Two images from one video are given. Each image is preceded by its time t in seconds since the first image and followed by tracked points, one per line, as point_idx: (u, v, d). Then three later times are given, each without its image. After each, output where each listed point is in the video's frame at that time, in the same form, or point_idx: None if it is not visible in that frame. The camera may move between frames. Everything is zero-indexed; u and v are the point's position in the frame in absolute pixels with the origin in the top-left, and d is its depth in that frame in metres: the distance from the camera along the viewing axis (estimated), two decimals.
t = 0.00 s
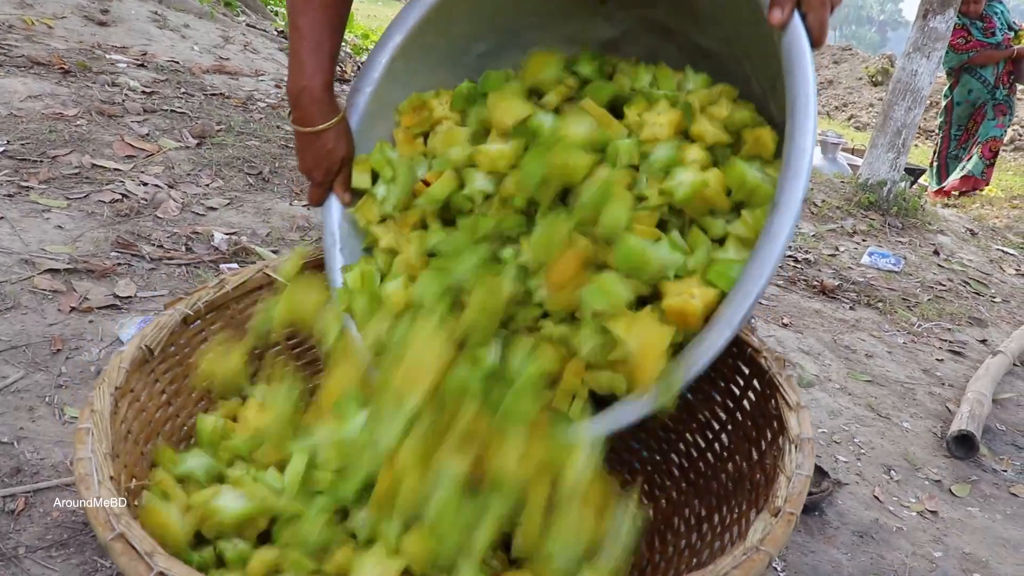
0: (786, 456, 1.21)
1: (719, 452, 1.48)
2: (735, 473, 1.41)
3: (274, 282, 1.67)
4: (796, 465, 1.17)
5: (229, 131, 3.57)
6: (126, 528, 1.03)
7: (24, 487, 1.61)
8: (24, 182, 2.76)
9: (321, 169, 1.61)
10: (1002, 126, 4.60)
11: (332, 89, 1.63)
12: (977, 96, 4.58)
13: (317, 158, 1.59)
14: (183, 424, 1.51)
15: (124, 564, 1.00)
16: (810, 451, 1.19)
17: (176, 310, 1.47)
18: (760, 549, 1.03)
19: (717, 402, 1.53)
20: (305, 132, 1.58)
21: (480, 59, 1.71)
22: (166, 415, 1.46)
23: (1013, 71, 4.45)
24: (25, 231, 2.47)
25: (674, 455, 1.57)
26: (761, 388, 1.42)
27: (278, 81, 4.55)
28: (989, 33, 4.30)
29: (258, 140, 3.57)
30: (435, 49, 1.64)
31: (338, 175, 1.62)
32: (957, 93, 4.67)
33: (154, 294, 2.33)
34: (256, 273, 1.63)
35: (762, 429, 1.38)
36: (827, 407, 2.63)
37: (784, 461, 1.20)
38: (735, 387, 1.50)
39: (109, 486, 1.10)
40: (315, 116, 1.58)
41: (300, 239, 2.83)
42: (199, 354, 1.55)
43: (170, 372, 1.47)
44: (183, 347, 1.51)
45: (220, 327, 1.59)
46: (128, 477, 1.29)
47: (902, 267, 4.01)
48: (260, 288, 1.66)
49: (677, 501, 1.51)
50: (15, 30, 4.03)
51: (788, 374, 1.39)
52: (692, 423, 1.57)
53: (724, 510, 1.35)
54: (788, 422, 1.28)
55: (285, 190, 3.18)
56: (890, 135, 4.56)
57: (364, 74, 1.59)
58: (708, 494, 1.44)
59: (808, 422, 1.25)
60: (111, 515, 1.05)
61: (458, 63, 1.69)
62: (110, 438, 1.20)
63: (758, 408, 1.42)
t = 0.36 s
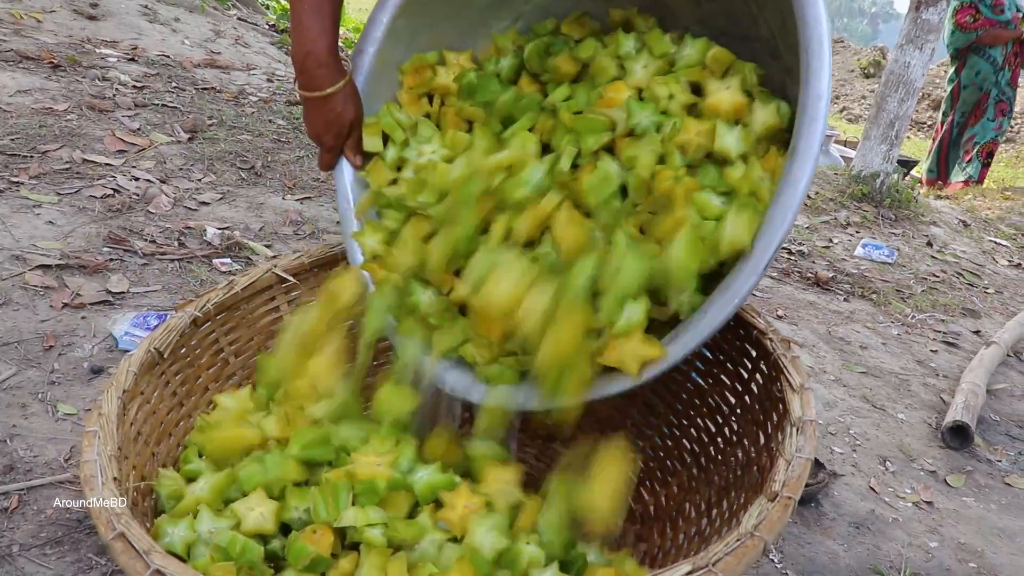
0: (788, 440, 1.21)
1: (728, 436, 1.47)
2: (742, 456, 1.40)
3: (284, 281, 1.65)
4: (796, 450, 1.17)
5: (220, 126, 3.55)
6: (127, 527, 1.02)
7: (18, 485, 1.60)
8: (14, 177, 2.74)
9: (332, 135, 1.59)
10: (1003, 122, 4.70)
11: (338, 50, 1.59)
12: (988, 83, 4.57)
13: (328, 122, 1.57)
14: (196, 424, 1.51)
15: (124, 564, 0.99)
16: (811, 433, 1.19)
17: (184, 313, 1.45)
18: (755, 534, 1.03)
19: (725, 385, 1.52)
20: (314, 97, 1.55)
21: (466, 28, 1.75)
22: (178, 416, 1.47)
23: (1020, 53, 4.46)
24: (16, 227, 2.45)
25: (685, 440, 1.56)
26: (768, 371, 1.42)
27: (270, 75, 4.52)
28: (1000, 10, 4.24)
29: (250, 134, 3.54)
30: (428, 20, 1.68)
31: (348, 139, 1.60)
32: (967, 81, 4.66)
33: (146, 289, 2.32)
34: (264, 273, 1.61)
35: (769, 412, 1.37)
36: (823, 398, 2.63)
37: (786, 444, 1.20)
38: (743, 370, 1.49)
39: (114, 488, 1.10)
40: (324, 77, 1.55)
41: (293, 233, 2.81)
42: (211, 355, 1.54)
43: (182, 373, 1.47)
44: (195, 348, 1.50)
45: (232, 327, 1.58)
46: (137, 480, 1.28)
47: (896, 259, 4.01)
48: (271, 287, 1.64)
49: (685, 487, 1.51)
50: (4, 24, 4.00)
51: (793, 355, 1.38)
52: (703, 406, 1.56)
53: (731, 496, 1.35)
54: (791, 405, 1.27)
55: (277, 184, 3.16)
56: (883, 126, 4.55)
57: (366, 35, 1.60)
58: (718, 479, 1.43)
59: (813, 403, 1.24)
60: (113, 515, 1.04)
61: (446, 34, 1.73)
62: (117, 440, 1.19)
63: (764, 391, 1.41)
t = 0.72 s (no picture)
0: (782, 417, 1.19)
1: (723, 415, 1.45)
2: (736, 434, 1.39)
3: (272, 267, 1.62)
4: (791, 427, 1.15)
5: (208, 113, 3.51)
6: (114, 523, 1.00)
7: (5, 477, 1.59)
8: None
9: (291, 85, 1.44)
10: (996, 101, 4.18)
11: None
12: (987, 53, 3.96)
13: (289, 69, 1.42)
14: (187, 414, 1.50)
15: (111, 559, 0.97)
16: (806, 410, 1.17)
17: (169, 303, 1.43)
18: (751, 512, 1.01)
19: (720, 362, 1.50)
20: (279, 40, 1.40)
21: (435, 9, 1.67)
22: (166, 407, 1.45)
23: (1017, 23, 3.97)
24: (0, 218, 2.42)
25: (681, 419, 1.54)
26: (762, 347, 1.39)
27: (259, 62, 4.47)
28: None
29: (239, 121, 3.50)
30: None
31: (307, 89, 1.46)
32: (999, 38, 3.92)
33: (134, 279, 2.30)
34: (250, 260, 1.58)
35: (764, 389, 1.35)
36: (817, 380, 2.62)
37: (781, 421, 1.18)
38: (737, 347, 1.47)
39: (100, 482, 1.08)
40: (292, 19, 1.39)
41: (282, 221, 2.78)
42: (198, 344, 1.52)
43: (167, 364, 1.45)
44: (181, 337, 1.48)
45: (219, 315, 1.55)
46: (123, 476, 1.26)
47: (888, 241, 4.00)
48: (258, 274, 1.60)
49: (679, 465, 1.50)
50: None
51: (788, 331, 1.36)
52: (697, 384, 1.54)
53: (727, 475, 1.33)
54: (785, 380, 1.25)
55: (266, 172, 3.13)
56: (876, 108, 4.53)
57: None
58: (713, 457, 1.42)
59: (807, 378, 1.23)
60: (99, 510, 1.02)
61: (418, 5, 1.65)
62: (104, 435, 1.18)
63: (758, 368, 1.39)
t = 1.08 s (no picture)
0: (750, 423, 1.14)
1: (689, 423, 1.41)
2: (701, 443, 1.35)
3: (231, 265, 1.56)
4: (760, 432, 1.10)
5: (161, 110, 3.42)
6: (61, 521, 0.93)
7: None
8: None
9: (338, 131, 1.54)
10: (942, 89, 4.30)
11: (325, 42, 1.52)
12: (922, 44, 4.22)
13: (330, 116, 1.51)
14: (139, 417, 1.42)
15: (59, 562, 0.90)
16: (774, 416, 1.13)
17: (125, 297, 1.37)
18: (720, 519, 0.97)
19: (685, 372, 1.46)
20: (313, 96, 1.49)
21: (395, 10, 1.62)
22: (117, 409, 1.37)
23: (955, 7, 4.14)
24: None
25: (645, 430, 1.50)
26: (729, 355, 1.35)
27: (214, 57, 4.39)
28: None
29: (193, 118, 3.42)
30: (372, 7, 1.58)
31: (352, 128, 1.55)
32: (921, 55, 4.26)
33: (84, 281, 2.23)
34: (210, 258, 1.53)
35: (731, 397, 1.31)
36: (782, 367, 2.61)
37: (748, 428, 1.13)
38: (703, 356, 1.43)
39: (47, 479, 1.00)
40: (319, 72, 1.48)
41: (238, 219, 2.72)
42: (153, 342, 1.45)
43: (122, 360, 1.38)
44: (136, 335, 1.41)
45: (176, 312, 1.49)
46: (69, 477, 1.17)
47: (851, 226, 4.01)
48: (217, 272, 1.55)
49: (642, 475, 1.46)
50: None
51: (753, 339, 1.33)
52: (661, 394, 1.50)
53: (692, 483, 1.29)
54: (751, 387, 1.21)
55: (221, 168, 3.06)
56: (838, 94, 4.52)
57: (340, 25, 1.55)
58: (679, 466, 1.38)
59: (774, 387, 1.18)
60: (47, 508, 0.95)
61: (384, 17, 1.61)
62: (52, 431, 1.11)
63: (725, 376, 1.34)
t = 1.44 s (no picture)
0: (741, 429, 1.12)
1: (680, 429, 1.39)
2: (691, 449, 1.33)
3: (219, 271, 1.55)
4: (751, 437, 1.09)
5: (150, 114, 3.41)
6: (44, 530, 0.92)
7: None
8: None
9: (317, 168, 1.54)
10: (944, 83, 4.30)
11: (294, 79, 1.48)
12: (929, 33, 4.17)
13: (307, 154, 1.50)
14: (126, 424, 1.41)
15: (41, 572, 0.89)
16: (765, 421, 1.12)
17: (113, 304, 1.36)
18: (713, 525, 0.95)
19: (676, 378, 1.44)
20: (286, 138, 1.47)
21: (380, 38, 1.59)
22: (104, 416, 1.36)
23: None
24: None
25: (636, 436, 1.48)
26: (719, 361, 1.33)
27: (203, 61, 4.37)
28: None
29: (182, 122, 3.40)
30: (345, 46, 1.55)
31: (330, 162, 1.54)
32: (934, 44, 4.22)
33: (72, 287, 2.22)
34: (198, 263, 1.51)
35: (720, 402, 1.29)
36: (773, 369, 2.61)
37: (738, 433, 1.12)
38: (694, 362, 1.40)
39: (31, 489, 0.99)
40: (291, 114, 1.45)
41: (227, 223, 2.71)
42: (140, 349, 1.44)
43: (109, 367, 1.37)
44: (124, 342, 1.40)
45: (164, 319, 1.48)
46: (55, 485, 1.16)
47: (842, 227, 4.02)
48: (206, 278, 1.54)
49: (634, 481, 1.44)
50: None
51: (744, 343, 1.31)
52: (652, 400, 1.48)
53: (683, 488, 1.27)
54: (741, 392, 1.20)
55: (211, 173, 3.05)
56: (828, 96, 4.55)
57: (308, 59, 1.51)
58: (669, 472, 1.36)
59: (764, 391, 1.17)
60: (29, 518, 0.94)
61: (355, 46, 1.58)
62: (37, 439, 1.10)
63: (716, 381, 1.32)
